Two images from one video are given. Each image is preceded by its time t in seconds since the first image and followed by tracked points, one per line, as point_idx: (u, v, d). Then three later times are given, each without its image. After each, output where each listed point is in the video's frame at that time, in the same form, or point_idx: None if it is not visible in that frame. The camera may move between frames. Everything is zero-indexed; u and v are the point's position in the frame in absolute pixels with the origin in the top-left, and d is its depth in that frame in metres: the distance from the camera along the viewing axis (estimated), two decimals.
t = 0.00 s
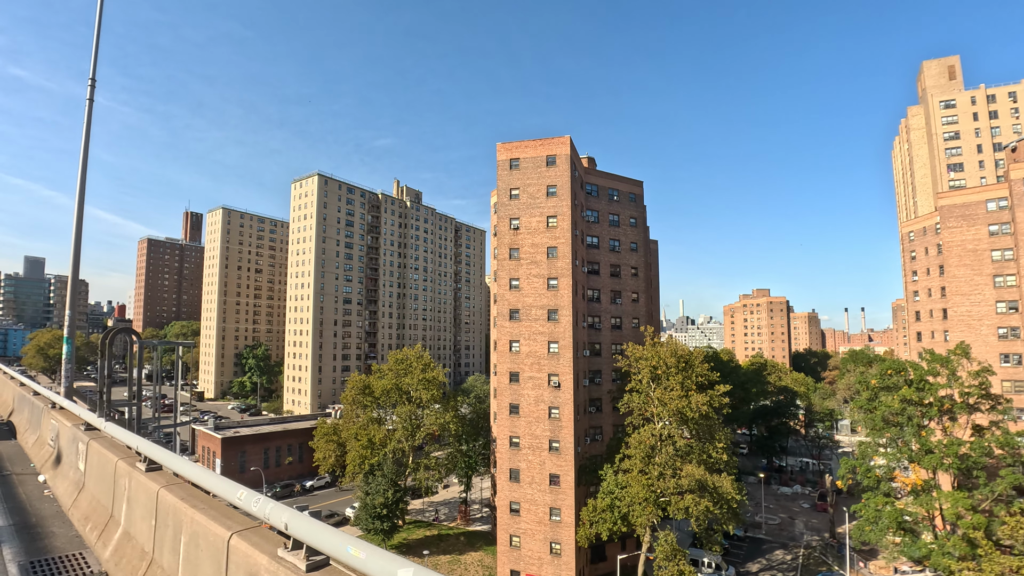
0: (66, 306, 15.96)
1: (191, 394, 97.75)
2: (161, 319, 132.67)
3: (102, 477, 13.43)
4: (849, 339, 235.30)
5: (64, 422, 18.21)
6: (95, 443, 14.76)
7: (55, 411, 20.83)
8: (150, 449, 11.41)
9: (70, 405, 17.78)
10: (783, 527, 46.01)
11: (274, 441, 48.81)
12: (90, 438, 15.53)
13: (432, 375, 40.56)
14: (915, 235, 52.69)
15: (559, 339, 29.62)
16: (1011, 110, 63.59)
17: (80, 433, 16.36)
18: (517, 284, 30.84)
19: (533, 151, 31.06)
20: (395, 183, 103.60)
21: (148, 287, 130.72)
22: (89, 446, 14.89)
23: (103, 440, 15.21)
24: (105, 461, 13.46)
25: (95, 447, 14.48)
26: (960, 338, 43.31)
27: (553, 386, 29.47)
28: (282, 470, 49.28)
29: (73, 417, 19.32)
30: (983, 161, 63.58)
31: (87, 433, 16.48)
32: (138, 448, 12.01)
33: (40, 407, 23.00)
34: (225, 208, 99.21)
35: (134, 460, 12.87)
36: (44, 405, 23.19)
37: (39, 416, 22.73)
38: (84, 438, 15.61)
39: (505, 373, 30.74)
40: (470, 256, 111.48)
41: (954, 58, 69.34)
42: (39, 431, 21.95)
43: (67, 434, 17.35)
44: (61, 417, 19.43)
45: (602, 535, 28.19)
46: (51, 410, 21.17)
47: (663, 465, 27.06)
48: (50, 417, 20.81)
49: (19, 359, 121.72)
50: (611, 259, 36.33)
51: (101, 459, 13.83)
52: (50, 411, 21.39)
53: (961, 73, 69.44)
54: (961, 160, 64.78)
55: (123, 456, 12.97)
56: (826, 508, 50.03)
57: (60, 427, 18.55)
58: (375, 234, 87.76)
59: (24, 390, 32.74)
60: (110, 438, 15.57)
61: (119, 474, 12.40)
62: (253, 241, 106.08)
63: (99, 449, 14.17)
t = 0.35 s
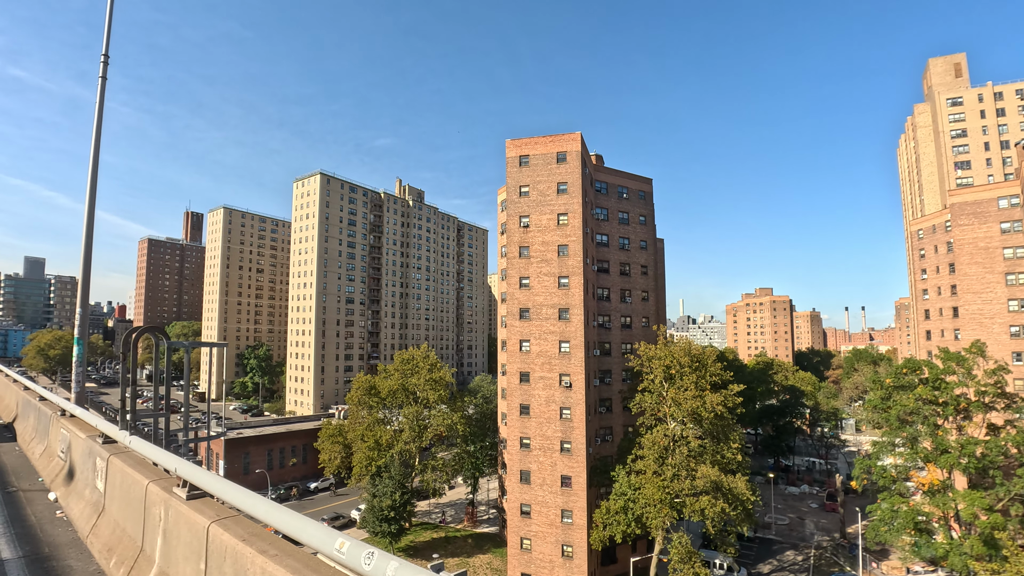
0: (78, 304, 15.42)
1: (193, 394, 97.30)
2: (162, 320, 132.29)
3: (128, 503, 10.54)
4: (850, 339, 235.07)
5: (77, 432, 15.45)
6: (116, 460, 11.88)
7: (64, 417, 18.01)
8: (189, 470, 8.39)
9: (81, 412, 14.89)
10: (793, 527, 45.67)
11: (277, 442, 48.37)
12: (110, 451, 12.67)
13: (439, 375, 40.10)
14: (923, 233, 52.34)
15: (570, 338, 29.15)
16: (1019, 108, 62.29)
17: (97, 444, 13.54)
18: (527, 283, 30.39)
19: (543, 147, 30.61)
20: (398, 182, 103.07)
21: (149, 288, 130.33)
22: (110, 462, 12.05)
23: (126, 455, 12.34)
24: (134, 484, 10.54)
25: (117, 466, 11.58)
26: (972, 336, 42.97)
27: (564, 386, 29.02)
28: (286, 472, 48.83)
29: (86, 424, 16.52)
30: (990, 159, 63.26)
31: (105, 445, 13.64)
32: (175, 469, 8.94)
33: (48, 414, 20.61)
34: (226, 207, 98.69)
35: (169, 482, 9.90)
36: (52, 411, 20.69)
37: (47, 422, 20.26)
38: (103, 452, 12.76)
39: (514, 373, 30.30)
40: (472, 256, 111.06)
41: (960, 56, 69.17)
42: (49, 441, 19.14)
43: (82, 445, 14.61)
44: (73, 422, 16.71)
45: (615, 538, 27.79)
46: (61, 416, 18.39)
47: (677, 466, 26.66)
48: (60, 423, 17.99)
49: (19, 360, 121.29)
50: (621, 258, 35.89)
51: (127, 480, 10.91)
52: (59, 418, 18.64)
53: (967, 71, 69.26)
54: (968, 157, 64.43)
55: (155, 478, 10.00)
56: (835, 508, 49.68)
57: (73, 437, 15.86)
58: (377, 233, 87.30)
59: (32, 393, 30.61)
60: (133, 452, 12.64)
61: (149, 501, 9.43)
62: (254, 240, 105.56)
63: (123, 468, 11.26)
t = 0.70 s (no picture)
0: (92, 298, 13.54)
1: (194, 395, 96.78)
2: (163, 320, 131.87)
3: (165, 538, 8.30)
4: (851, 338, 234.55)
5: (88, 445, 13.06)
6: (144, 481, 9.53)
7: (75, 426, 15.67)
8: (254, 506, 6.23)
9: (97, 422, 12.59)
10: (802, 528, 45.27)
11: (281, 444, 47.87)
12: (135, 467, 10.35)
13: (446, 375, 39.64)
14: (932, 231, 51.92)
15: (582, 338, 28.70)
16: None
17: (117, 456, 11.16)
18: (537, 281, 29.93)
19: (553, 144, 30.15)
20: (400, 181, 102.45)
21: (149, 288, 129.82)
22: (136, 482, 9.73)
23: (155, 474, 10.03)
24: (172, 516, 8.26)
25: (147, 491, 9.33)
26: (984, 335, 42.59)
27: (576, 386, 28.58)
28: (290, 473, 48.33)
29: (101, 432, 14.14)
30: (998, 157, 62.62)
31: (129, 463, 11.25)
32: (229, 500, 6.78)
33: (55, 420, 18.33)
34: (227, 207, 98.17)
35: (222, 515, 7.74)
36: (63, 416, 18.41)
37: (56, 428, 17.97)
38: (128, 470, 10.54)
39: (525, 373, 29.83)
40: (474, 255, 110.66)
41: (966, 53, 68.82)
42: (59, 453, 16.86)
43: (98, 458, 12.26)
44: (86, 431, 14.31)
45: (630, 541, 27.39)
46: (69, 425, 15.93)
47: (692, 467, 26.27)
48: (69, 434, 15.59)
49: (19, 361, 120.91)
50: (630, 257, 35.46)
51: (161, 509, 8.67)
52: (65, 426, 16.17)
53: (974, 68, 68.89)
54: (976, 155, 63.98)
55: (202, 509, 7.83)
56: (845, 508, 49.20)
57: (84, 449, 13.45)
58: (380, 232, 86.83)
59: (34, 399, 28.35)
60: (165, 472, 10.41)
61: (196, 540, 7.31)
62: (256, 240, 105.01)
63: (156, 493, 8.99)
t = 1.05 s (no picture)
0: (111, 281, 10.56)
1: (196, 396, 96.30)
2: (164, 320, 131.56)
3: None
4: (853, 337, 234.29)
5: (96, 460, 9.82)
6: (186, 512, 6.38)
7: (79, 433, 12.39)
8: None
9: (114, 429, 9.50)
10: (812, 529, 44.93)
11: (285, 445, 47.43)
12: (170, 494, 7.17)
13: (453, 375, 39.16)
14: (941, 230, 51.55)
15: (594, 338, 28.24)
16: None
17: (139, 475, 8.03)
18: (548, 280, 29.46)
19: (564, 141, 29.70)
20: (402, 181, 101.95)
21: (150, 288, 129.47)
22: (174, 516, 6.57)
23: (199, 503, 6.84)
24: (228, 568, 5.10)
25: (194, 525, 6.07)
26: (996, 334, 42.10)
27: (588, 386, 28.12)
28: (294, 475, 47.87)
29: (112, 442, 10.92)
30: (1005, 156, 62.03)
31: (161, 485, 7.63)
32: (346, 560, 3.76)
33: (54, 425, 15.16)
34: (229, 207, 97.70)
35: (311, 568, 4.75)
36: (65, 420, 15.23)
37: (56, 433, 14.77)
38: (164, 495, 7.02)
39: (536, 373, 29.36)
40: (477, 255, 110.19)
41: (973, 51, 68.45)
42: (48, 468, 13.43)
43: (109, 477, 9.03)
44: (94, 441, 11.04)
45: (644, 544, 26.95)
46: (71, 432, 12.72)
47: (707, 468, 25.88)
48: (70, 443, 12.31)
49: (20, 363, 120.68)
50: (640, 255, 35.03)
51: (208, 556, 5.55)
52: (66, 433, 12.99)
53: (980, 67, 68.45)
54: (983, 154, 63.55)
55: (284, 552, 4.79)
56: (853, 510, 48.96)
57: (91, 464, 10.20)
58: (382, 232, 86.40)
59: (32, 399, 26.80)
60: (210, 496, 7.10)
61: None
62: (257, 240, 104.49)
63: (205, 528, 5.80)
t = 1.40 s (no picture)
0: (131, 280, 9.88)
1: (198, 396, 95.78)
2: (165, 320, 131.13)
3: None
4: (854, 337, 234.12)
5: (123, 479, 9.09)
6: (255, 560, 5.21)
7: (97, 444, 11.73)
8: None
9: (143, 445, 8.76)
10: (822, 529, 44.56)
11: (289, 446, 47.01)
12: (225, 533, 6.05)
13: (460, 375, 38.77)
14: (952, 228, 51.15)
15: (606, 337, 27.80)
16: None
17: (179, 504, 7.12)
18: (559, 279, 29.01)
19: (575, 137, 29.26)
20: (405, 179, 101.31)
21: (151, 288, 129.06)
22: (236, 562, 5.44)
23: (264, 545, 5.72)
24: None
25: None
26: (1009, 333, 41.61)
27: (600, 387, 27.68)
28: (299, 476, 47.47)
29: (136, 457, 10.23)
30: (1013, 153, 61.52)
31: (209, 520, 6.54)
32: None
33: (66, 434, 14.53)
34: (230, 206, 97.26)
35: None
36: (78, 428, 14.56)
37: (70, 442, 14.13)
38: (217, 537, 5.94)
39: (547, 374, 28.92)
40: (479, 254, 109.70)
41: (980, 49, 67.99)
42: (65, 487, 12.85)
43: (141, 501, 8.27)
44: (116, 455, 10.34)
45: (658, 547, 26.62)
46: (87, 443, 12.01)
47: (723, 470, 25.47)
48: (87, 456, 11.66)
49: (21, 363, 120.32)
50: (651, 254, 34.62)
51: None
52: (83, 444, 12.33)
53: (988, 64, 67.96)
54: (991, 152, 63.02)
55: None
56: (866, 510, 48.43)
57: (114, 483, 9.50)
58: (385, 231, 85.96)
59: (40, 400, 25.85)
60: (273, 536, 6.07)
61: None
62: (259, 239, 104.08)
63: None
